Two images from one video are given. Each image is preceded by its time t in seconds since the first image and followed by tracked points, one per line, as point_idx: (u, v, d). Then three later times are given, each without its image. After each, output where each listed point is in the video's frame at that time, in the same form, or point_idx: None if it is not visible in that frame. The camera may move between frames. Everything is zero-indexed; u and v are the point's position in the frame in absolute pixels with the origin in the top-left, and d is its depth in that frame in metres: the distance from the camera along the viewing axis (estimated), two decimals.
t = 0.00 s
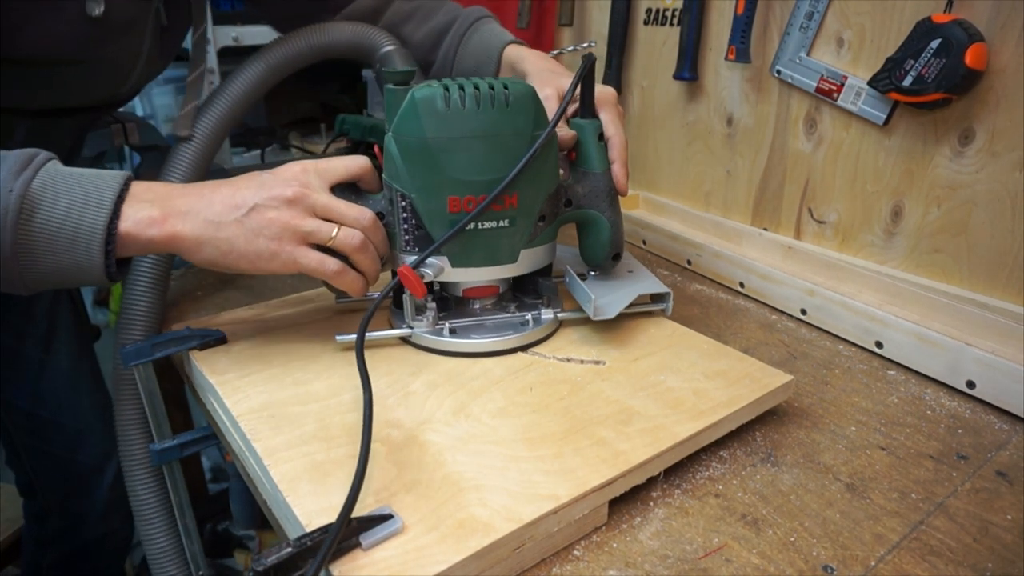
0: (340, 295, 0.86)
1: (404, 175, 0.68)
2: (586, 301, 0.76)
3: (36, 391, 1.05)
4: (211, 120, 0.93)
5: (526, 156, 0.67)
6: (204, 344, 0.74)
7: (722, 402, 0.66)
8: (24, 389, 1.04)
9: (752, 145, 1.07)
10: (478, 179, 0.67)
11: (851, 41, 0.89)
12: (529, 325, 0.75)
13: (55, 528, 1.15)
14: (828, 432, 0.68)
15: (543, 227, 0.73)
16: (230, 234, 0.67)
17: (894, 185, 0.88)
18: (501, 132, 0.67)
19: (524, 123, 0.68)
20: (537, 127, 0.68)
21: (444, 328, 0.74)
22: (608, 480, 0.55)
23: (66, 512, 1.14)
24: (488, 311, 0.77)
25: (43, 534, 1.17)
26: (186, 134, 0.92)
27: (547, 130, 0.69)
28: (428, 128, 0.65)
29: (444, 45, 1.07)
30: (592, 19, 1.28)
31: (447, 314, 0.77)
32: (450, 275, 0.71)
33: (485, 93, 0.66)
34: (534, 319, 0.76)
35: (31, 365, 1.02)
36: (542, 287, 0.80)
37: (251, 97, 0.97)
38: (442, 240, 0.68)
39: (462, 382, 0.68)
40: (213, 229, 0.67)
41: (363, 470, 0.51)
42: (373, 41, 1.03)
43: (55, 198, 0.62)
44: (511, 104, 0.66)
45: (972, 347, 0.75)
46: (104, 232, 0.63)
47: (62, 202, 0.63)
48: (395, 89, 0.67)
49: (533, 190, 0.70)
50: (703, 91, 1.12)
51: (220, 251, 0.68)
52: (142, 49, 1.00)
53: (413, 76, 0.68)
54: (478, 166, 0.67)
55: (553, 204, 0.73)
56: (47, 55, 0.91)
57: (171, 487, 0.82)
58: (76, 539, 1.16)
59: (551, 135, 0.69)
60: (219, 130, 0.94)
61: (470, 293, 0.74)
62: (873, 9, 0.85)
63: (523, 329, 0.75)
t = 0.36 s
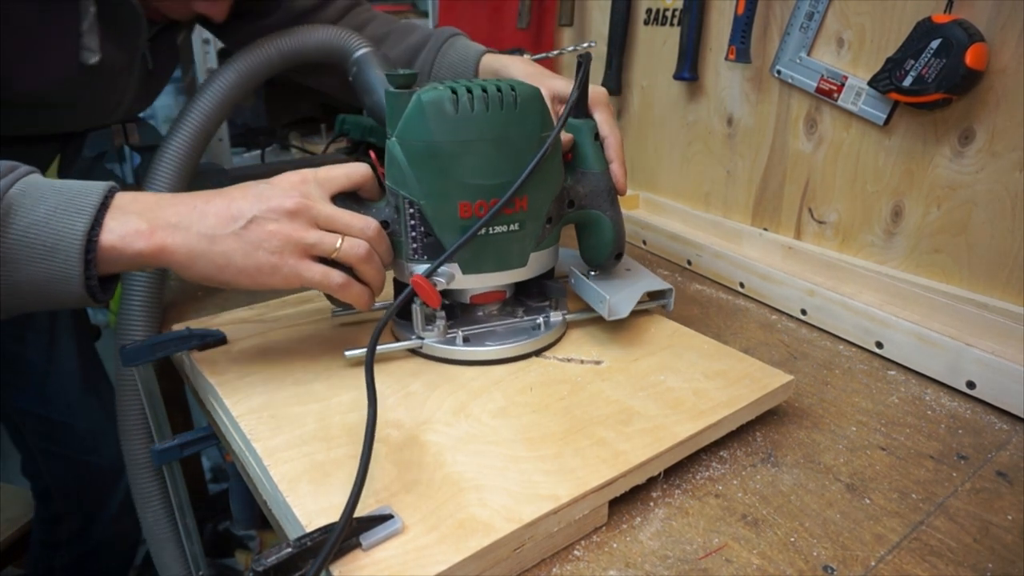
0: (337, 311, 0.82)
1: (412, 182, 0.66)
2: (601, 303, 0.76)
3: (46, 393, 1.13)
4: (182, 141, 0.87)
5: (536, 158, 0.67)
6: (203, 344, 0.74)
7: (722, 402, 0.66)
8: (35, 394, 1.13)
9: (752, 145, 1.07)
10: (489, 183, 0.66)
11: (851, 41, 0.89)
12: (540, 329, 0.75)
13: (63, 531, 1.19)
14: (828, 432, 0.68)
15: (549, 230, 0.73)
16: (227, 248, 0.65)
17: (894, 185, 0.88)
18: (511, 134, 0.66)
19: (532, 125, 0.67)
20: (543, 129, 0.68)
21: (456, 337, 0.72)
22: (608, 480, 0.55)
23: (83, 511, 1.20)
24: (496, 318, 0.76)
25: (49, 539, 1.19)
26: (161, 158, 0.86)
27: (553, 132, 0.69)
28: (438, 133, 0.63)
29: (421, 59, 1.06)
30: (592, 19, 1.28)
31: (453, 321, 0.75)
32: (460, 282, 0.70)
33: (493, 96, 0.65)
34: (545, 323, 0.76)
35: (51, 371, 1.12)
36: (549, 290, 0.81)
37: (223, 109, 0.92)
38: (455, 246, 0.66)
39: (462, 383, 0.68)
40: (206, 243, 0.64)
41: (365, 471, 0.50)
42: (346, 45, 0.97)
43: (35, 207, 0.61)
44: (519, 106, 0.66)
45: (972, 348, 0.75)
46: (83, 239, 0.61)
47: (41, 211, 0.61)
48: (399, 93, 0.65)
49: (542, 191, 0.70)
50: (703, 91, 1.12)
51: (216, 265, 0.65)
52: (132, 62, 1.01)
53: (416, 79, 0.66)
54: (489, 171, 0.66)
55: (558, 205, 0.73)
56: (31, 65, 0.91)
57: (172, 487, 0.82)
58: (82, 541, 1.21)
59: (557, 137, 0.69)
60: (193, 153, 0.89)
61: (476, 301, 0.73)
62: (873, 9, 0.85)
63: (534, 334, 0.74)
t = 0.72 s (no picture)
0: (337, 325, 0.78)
1: (424, 187, 0.64)
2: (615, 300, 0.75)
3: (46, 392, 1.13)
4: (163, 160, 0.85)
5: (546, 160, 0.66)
6: (204, 344, 0.74)
7: (722, 402, 0.66)
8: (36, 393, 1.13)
9: (752, 145, 1.07)
10: (502, 187, 0.65)
11: (851, 41, 0.89)
12: (553, 332, 0.74)
13: (67, 529, 1.18)
14: (828, 432, 0.68)
15: (558, 232, 0.73)
16: (236, 266, 0.60)
17: (894, 185, 0.88)
18: (522, 136, 0.65)
19: (541, 126, 0.67)
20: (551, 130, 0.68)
21: (473, 346, 0.70)
22: (608, 480, 0.55)
23: (84, 510, 1.19)
24: (505, 323, 0.75)
25: (51, 538, 1.17)
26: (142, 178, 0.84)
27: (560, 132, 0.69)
28: (451, 136, 0.62)
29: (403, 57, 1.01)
30: (592, 19, 1.28)
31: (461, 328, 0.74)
32: (474, 289, 0.68)
33: (503, 97, 0.64)
34: (558, 325, 0.75)
35: (53, 369, 1.13)
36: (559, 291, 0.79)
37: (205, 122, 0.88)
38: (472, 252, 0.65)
39: (463, 382, 0.68)
40: (213, 261, 0.60)
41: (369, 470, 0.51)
42: (323, 48, 0.91)
43: (17, 223, 0.56)
44: (528, 107, 0.65)
45: (973, 348, 0.75)
46: (69, 257, 0.56)
47: (24, 226, 0.56)
48: (409, 97, 0.63)
49: (552, 194, 0.69)
50: (703, 91, 1.12)
51: (224, 284, 0.60)
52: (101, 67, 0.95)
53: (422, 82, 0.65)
54: (502, 174, 0.65)
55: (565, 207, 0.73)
56: None
57: (172, 487, 0.83)
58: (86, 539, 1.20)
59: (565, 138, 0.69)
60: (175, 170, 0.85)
61: (484, 307, 0.72)
62: (874, 9, 0.85)
63: (546, 339, 0.73)
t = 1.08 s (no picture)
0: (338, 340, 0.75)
1: (439, 193, 0.63)
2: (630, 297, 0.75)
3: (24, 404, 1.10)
4: (146, 192, 0.76)
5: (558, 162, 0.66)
6: (204, 344, 0.74)
7: (722, 402, 0.66)
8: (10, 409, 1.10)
9: (752, 145, 1.07)
10: (516, 190, 0.65)
11: (851, 41, 0.89)
12: (568, 334, 0.74)
13: (44, 541, 1.17)
14: (828, 432, 0.68)
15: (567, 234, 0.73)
16: (258, 287, 0.54)
17: (894, 185, 0.88)
18: (534, 138, 0.65)
19: (552, 127, 0.67)
20: (561, 132, 0.68)
21: (491, 353, 0.69)
22: (608, 480, 0.55)
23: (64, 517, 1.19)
24: (516, 329, 0.74)
25: (27, 551, 1.17)
26: (127, 214, 0.75)
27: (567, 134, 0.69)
28: (467, 140, 0.61)
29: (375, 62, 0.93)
30: (592, 19, 1.28)
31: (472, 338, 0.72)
32: (491, 295, 0.67)
33: (515, 99, 0.64)
34: (571, 328, 0.75)
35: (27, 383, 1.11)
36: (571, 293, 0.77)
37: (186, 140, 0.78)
38: (490, 257, 0.64)
39: (463, 382, 0.68)
40: (233, 282, 0.53)
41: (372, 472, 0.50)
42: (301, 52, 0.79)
43: (7, 252, 0.49)
44: (539, 109, 0.65)
45: (972, 348, 0.75)
46: (70, 285, 0.49)
47: (16, 254, 0.49)
48: (420, 101, 0.63)
49: (561, 195, 0.69)
50: (703, 91, 1.12)
51: (244, 307, 0.54)
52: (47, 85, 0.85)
53: (431, 84, 0.64)
54: (516, 176, 0.64)
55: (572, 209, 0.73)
56: None
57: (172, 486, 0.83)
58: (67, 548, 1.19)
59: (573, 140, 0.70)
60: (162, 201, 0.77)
61: (496, 313, 0.70)
62: (874, 9, 0.85)
63: (560, 343, 0.72)
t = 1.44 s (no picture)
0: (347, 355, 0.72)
1: (459, 198, 0.62)
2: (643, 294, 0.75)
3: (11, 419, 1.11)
4: (138, 215, 0.70)
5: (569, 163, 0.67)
6: (203, 344, 0.74)
7: (722, 402, 0.66)
8: None
9: (752, 145, 1.07)
10: (533, 192, 0.64)
11: (851, 41, 0.89)
12: (581, 335, 0.73)
13: (34, 553, 1.16)
14: (828, 432, 0.68)
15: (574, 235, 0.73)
16: (287, 304, 0.50)
17: (894, 185, 0.88)
18: (547, 139, 0.65)
19: (561, 128, 0.67)
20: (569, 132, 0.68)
21: (511, 359, 0.68)
22: (608, 480, 0.55)
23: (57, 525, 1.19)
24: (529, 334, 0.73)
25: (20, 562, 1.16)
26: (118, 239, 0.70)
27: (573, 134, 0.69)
28: (487, 143, 0.60)
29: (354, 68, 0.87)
30: (592, 19, 1.28)
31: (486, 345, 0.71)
32: (510, 300, 0.66)
33: (528, 100, 0.63)
34: (584, 328, 0.74)
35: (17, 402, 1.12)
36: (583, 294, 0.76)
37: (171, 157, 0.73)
38: (512, 261, 0.63)
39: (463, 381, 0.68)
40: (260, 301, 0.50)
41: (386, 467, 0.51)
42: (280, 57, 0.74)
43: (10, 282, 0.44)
44: (551, 109, 0.65)
45: (973, 347, 0.75)
46: (83, 311, 0.45)
47: (19, 284, 0.45)
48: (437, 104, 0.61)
49: (571, 197, 0.70)
50: (703, 91, 1.12)
51: (272, 327, 0.50)
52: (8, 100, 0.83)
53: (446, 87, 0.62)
54: (533, 178, 0.64)
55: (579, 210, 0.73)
56: None
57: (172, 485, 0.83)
58: (58, 559, 1.18)
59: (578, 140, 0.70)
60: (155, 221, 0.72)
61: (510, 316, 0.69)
62: (874, 9, 0.85)
63: (574, 347, 0.71)
